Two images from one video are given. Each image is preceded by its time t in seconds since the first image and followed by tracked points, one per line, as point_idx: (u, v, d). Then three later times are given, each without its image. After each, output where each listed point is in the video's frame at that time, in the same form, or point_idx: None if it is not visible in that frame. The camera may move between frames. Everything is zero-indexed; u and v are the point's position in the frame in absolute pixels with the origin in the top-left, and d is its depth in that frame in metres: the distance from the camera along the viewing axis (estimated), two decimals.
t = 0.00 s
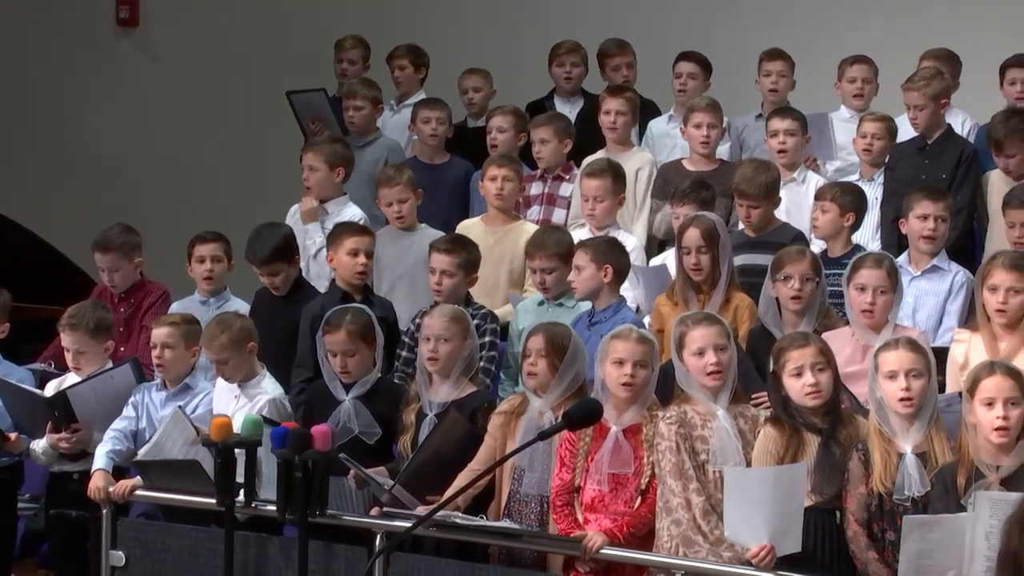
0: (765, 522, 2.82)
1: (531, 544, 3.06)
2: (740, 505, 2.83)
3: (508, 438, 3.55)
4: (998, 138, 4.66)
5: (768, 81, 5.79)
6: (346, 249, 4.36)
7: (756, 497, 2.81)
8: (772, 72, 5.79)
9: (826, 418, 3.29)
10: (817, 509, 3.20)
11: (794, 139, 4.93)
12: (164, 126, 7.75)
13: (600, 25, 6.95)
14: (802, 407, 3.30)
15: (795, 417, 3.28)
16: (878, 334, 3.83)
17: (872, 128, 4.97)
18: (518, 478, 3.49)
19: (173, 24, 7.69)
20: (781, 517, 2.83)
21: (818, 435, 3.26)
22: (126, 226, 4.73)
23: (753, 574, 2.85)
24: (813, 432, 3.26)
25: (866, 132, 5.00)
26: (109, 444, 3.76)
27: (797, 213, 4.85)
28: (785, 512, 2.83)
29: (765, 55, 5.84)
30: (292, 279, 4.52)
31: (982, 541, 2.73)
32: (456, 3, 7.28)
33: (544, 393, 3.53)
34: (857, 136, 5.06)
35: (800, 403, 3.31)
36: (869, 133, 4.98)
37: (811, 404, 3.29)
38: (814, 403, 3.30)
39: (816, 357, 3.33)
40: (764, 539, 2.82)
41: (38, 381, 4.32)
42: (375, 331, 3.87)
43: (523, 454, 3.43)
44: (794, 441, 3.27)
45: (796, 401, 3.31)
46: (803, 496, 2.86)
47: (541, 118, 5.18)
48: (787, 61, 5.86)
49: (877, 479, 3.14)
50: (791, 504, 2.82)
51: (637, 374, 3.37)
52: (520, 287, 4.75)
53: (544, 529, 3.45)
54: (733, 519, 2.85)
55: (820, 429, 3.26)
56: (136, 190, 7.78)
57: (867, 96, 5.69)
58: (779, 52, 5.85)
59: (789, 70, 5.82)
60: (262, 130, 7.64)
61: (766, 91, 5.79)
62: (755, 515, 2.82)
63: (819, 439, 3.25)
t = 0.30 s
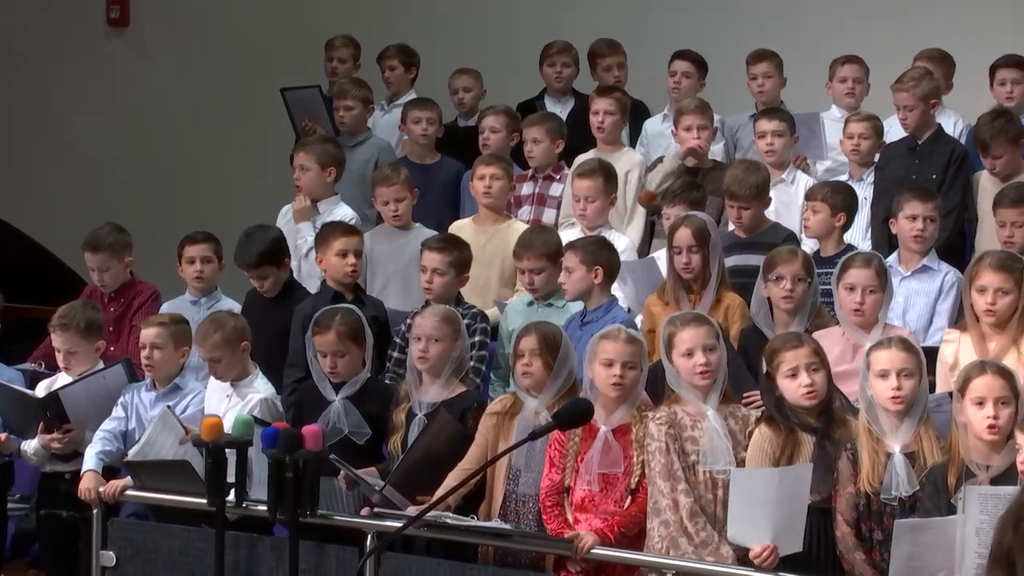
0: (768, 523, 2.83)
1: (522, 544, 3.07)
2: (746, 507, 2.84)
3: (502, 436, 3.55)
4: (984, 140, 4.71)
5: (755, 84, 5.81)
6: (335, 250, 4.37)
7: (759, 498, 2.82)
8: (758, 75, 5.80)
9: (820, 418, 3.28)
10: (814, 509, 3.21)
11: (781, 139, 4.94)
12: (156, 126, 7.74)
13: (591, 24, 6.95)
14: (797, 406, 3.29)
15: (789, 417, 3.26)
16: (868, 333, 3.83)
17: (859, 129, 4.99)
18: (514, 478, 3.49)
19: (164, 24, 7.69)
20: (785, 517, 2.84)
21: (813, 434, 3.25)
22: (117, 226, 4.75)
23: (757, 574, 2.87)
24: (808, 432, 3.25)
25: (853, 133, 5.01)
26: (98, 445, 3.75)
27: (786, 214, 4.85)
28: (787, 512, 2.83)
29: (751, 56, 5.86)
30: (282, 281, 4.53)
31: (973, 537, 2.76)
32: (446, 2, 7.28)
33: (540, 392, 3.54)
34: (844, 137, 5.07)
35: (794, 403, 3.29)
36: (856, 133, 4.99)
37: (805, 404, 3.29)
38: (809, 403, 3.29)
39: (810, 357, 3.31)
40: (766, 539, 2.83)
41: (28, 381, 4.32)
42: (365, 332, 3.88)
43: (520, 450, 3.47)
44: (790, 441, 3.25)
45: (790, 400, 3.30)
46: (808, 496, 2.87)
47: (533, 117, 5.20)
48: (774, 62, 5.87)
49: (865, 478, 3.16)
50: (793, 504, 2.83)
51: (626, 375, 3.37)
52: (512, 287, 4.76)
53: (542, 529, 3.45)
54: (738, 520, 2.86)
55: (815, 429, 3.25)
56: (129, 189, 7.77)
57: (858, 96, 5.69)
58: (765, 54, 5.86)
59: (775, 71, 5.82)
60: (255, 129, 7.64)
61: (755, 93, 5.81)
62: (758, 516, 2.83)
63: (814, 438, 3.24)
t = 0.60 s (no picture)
0: (776, 523, 2.83)
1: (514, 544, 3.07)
2: (755, 507, 2.83)
3: (492, 436, 3.54)
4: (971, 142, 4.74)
5: (749, 82, 5.81)
6: (324, 251, 4.39)
7: (769, 498, 2.81)
8: (753, 72, 5.80)
9: (814, 419, 3.29)
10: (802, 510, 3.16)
11: (770, 139, 4.95)
12: (148, 126, 7.73)
13: (583, 24, 6.95)
14: (793, 408, 3.29)
15: (784, 417, 3.27)
16: (859, 334, 3.83)
17: (847, 129, 5.00)
18: (505, 478, 3.49)
19: (155, 24, 7.68)
20: (791, 518, 2.84)
21: (807, 434, 3.26)
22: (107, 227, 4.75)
23: (764, 574, 2.87)
24: (802, 431, 3.27)
25: (841, 133, 5.02)
26: (89, 446, 3.76)
27: (776, 215, 4.86)
28: (794, 512, 2.84)
29: (745, 55, 5.85)
30: (272, 281, 4.53)
31: (963, 537, 2.73)
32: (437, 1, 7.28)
33: (530, 393, 3.54)
34: (833, 137, 5.08)
35: (790, 404, 3.29)
36: (844, 134, 5.00)
37: (801, 406, 3.29)
38: (804, 404, 3.29)
39: (804, 357, 3.31)
40: (776, 539, 2.83)
41: (18, 381, 4.31)
42: (354, 332, 3.89)
43: (512, 450, 3.45)
44: (785, 442, 3.26)
45: (783, 400, 3.30)
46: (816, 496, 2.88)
47: (524, 117, 5.18)
48: (768, 61, 5.86)
49: (854, 478, 3.16)
50: (803, 504, 2.84)
51: (613, 375, 3.36)
52: (505, 287, 4.76)
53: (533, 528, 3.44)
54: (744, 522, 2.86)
55: (809, 428, 3.26)
56: (121, 189, 7.76)
57: (849, 96, 5.71)
58: (759, 53, 5.85)
59: (770, 69, 5.82)
60: (248, 129, 7.64)
61: (748, 92, 5.81)
62: (766, 517, 2.83)
63: (808, 438, 3.25)
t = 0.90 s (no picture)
0: (779, 522, 2.83)
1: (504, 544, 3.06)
2: (760, 507, 2.83)
3: (481, 437, 3.53)
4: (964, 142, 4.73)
5: (740, 82, 5.81)
6: (317, 250, 4.38)
7: (775, 501, 2.80)
8: (744, 73, 5.80)
9: (804, 420, 3.26)
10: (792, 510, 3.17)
11: (761, 139, 4.95)
12: (139, 126, 7.72)
13: (574, 23, 6.95)
14: (785, 408, 3.27)
15: (775, 417, 3.24)
16: (847, 333, 3.83)
17: (838, 129, 5.01)
18: (493, 478, 3.48)
19: (145, 24, 7.66)
20: (792, 518, 2.84)
21: (799, 435, 3.23)
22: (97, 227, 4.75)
23: None
24: (794, 431, 3.23)
25: (832, 133, 5.04)
26: (79, 448, 3.76)
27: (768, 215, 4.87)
28: (798, 512, 2.83)
29: (735, 55, 5.85)
30: (263, 281, 4.53)
31: (954, 538, 2.74)
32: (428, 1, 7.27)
33: (517, 393, 3.53)
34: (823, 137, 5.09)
35: (782, 403, 3.27)
36: (835, 134, 5.02)
37: (792, 406, 3.27)
38: (795, 404, 3.27)
39: (796, 357, 3.30)
40: (779, 539, 2.83)
41: (8, 381, 4.30)
42: (346, 334, 3.90)
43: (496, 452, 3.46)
44: (778, 442, 3.22)
45: (774, 400, 3.28)
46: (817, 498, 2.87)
47: (516, 116, 5.19)
48: (758, 61, 5.86)
49: (845, 478, 3.17)
50: (804, 505, 2.83)
51: (598, 376, 3.36)
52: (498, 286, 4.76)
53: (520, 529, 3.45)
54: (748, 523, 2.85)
55: (801, 428, 3.24)
56: (114, 190, 7.75)
57: (839, 96, 5.70)
58: (749, 52, 5.85)
59: (761, 70, 5.83)
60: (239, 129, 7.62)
61: (739, 93, 5.81)
62: (771, 516, 2.83)
63: (801, 438, 3.23)
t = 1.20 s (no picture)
0: (767, 524, 2.83)
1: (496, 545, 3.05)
2: (747, 510, 2.83)
3: (468, 437, 3.54)
4: (959, 134, 4.76)
5: (732, 83, 5.82)
6: (310, 251, 4.38)
7: (764, 503, 2.81)
8: (736, 75, 5.80)
9: (794, 420, 3.28)
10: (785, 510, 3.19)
11: (754, 139, 4.93)
12: (130, 126, 7.71)
13: (567, 23, 6.94)
14: (772, 408, 3.28)
15: (766, 417, 3.25)
16: (836, 333, 3.84)
17: (830, 128, 5.02)
18: (479, 478, 3.50)
19: (137, 24, 7.65)
20: (782, 518, 2.84)
21: (790, 434, 3.24)
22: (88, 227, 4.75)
23: None
24: (784, 431, 3.24)
25: (824, 132, 5.04)
26: (69, 448, 3.76)
27: (759, 213, 4.88)
28: (785, 513, 2.83)
29: (727, 57, 5.86)
30: (254, 281, 4.53)
31: (944, 540, 2.75)
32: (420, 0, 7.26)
33: (505, 394, 3.54)
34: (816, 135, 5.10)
35: (769, 402, 3.28)
36: (828, 132, 5.02)
37: (780, 406, 3.27)
38: (784, 404, 3.28)
39: (785, 356, 3.30)
40: (767, 540, 2.83)
41: None
42: (341, 334, 3.89)
43: (483, 454, 3.47)
44: (768, 442, 3.23)
45: (762, 400, 3.29)
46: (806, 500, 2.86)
47: (509, 116, 5.20)
48: (750, 62, 5.87)
49: (837, 477, 3.17)
50: (790, 505, 2.83)
51: (583, 379, 3.36)
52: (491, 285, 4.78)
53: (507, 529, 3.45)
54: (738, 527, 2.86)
55: (792, 428, 3.25)
56: (106, 190, 7.75)
57: (828, 96, 5.70)
58: (741, 54, 5.85)
59: (752, 72, 5.83)
60: (231, 129, 7.60)
61: (730, 93, 5.81)
62: (762, 520, 2.83)
63: (791, 438, 3.24)
